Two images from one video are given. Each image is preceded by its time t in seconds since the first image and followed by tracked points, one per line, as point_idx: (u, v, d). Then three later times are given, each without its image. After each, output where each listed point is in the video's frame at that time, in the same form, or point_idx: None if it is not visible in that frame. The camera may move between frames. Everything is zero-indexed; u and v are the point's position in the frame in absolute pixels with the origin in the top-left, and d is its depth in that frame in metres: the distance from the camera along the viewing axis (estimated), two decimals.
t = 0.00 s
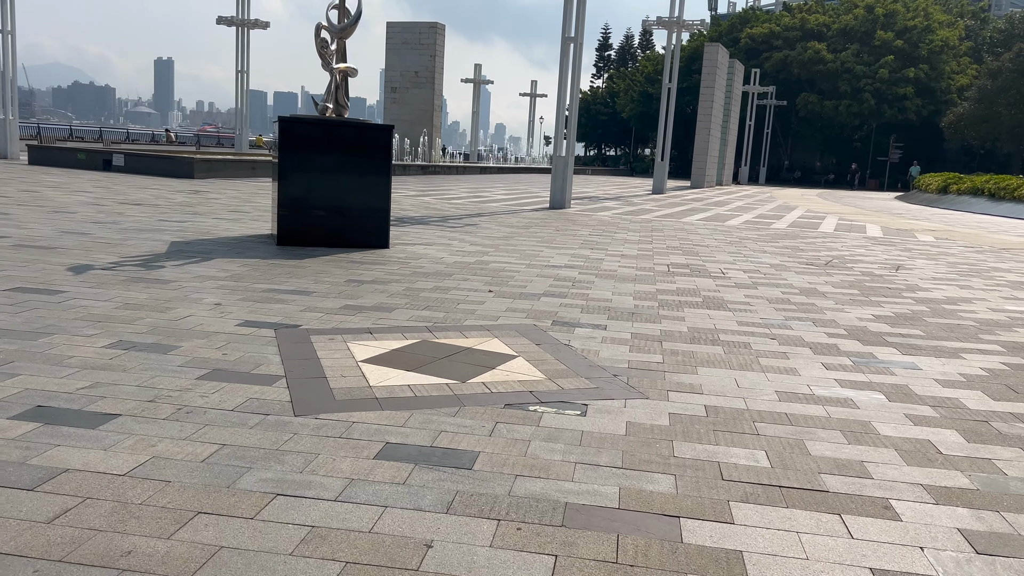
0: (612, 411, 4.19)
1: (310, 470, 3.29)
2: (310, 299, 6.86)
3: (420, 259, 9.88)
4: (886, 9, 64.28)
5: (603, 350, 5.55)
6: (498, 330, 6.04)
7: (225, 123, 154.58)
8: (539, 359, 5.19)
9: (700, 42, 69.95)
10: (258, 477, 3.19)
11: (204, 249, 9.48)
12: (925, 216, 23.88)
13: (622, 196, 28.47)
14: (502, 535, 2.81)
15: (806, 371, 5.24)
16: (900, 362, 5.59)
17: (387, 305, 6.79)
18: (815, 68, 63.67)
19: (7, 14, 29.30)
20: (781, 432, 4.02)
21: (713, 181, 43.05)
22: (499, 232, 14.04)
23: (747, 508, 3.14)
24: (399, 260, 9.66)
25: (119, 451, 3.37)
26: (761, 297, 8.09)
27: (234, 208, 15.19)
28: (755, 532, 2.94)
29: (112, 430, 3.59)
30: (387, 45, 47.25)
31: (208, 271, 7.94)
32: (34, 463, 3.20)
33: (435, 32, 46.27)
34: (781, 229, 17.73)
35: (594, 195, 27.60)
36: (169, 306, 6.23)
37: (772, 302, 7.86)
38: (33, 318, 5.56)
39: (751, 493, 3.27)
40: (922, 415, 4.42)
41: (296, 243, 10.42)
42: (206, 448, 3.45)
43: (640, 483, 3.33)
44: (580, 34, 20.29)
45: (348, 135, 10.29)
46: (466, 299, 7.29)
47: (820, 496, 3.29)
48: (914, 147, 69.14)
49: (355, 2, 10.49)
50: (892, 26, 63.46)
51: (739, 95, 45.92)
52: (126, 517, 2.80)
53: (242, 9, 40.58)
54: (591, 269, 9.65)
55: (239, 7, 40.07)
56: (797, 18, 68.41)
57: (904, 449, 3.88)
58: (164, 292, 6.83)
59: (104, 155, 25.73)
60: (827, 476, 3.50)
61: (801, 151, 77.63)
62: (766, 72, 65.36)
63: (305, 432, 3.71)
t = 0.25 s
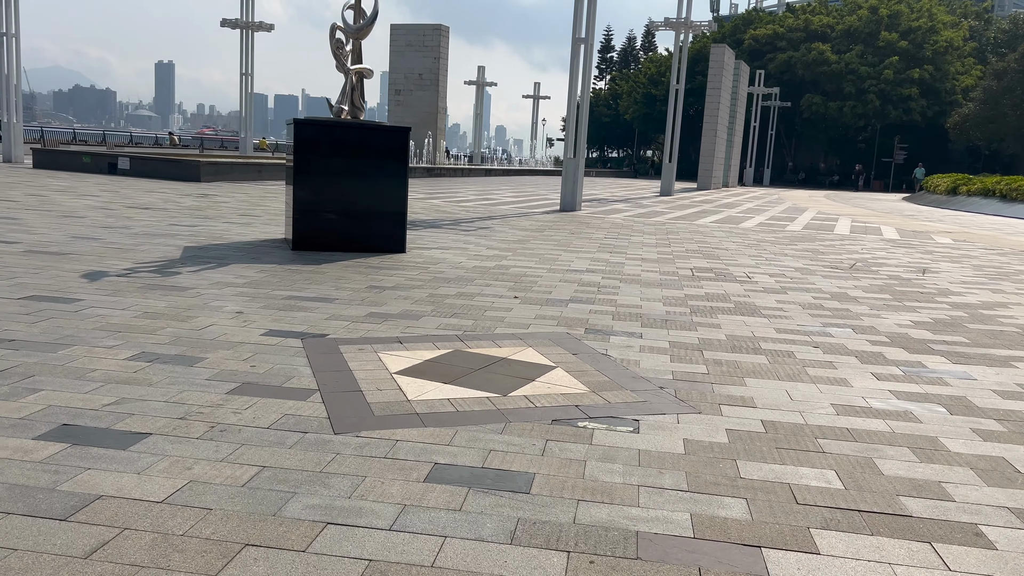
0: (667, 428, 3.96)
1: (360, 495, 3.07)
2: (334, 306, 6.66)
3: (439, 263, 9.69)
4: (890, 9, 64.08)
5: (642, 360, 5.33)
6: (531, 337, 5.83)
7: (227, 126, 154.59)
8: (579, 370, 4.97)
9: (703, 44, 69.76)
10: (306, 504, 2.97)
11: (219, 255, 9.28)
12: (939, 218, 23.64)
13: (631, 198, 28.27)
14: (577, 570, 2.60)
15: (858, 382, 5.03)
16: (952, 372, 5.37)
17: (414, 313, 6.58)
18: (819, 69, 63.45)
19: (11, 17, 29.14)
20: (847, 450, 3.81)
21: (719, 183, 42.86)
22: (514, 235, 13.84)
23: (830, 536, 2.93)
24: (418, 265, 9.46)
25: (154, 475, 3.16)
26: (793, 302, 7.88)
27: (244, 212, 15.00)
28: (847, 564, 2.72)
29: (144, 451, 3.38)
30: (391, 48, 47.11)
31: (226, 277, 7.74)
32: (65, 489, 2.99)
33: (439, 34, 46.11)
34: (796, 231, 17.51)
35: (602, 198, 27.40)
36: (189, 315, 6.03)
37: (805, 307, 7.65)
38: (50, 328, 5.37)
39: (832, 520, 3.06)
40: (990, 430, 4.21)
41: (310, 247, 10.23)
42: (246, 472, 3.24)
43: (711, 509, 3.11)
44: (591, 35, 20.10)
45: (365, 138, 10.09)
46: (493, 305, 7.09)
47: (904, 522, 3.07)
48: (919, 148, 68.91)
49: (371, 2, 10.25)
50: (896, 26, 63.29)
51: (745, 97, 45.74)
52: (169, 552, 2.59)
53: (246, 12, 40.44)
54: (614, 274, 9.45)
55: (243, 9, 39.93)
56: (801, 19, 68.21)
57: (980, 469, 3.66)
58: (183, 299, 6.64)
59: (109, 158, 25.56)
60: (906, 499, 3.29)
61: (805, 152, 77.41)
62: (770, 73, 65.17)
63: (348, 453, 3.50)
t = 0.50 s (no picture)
0: (729, 458, 3.75)
1: (418, 539, 2.87)
2: (362, 323, 6.47)
3: (462, 275, 9.50)
4: (898, 13, 63.84)
5: (688, 381, 5.13)
6: (568, 355, 5.63)
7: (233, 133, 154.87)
8: (625, 392, 4.76)
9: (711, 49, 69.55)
10: (361, 549, 2.78)
11: (238, 268, 9.11)
12: (956, 224, 23.38)
13: (643, 204, 28.06)
14: None
15: (916, 404, 4.81)
16: (1011, 392, 5.14)
17: (444, 329, 6.39)
18: (827, 73, 63.19)
19: (20, 26, 29.11)
20: (923, 482, 3.59)
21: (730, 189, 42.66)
22: (532, 244, 13.66)
23: None
24: (441, 277, 9.28)
25: (198, 516, 2.96)
26: (829, 315, 7.67)
27: (258, 221, 14.84)
28: None
29: (183, 489, 3.19)
30: (399, 54, 47.03)
31: (248, 292, 7.56)
32: (105, 534, 2.80)
33: (447, 40, 46.03)
34: (815, 239, 17.27)
35: (614, 204, 27.18)
36: (215, 333, 5.85)
37: (843, 321, 7.44)
38: (74, 349, 5.19)
39: (924, 565, 2.84)
40: None
41: (331, 258, 10.07)
42: (293, 512, 3.04)
43: (793, 552, 2.90)
44: (605, 41, 19.93)
45: (386, 147, 9.97)
46: (524, 319, 6.90)
47: (1002, 567, 2.86)
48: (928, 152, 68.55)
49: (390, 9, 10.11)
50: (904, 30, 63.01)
51: (754, 102, 45.56)
52: None
53: (255, 19, 40.41)
54: (641, 285, 9.25)
55: (251, 17, 39.90)
56: (809, 23, 67.99)
57: None
58: (206, 316, 6.46)
59: (119, 167, 25.45)
60: (998, 539, 3.07)
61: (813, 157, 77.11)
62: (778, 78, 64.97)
63: (398, 488, 3.29)
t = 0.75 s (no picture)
0: (794, 484, 3.55)
1: None
2: (388, 337, 6.28)
3: (483, 285, 9.32)
4: (906, 19, 63.63)
5: (734, 397, 4.91)
6: (605, 370, 5.43)
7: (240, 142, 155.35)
8: (671, 411, 4.56)
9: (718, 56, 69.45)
10: None
11: (256, 280, 8.94)
12: (973, 230, 23.10)
13: (654, 211, 27.84)
14: None
15: (977, 422, 4.59)
16: None
17: (474, 343, 6.20)
18: (835, 80, 62.97)
19: (30, 36, 29.12)
20: (1007, 511, 3.36)
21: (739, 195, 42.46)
22: (550, 253, 13.48)
23: None
24: (463, 288, 9.09)
25: (241, 552, 2.77)
26: (865, 326, 7.46)
27: (272, 231, 14.70)
28: None
29: (222, 522, 2.98)
30: (407, 63, 47.02)
31: (269, 305, 7.39)
32: (144, 572, 2.61)
33: (454, 48, 45.99)
34: (834, 246, 17.04)
35: (626, 212, 26.97)
36: (239, 349, 5.66)
37: (881, 331, 7.22)
38: (97, 367, 5.01)
39: None
40: None
41: (349, 269, 9.87)
42: (342, 547, 2.84)
43: None
44: (619, 48, 19.78)
45: (405, 155, 9.76)
46: (554, 332, 6.70)
47: None
48: (937, 158, 68.24)
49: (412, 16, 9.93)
50: (912, 36, 62.81)
51: (763, 108, 45.39)
52: None
53: (263, 28, 40.43)
54: (667, 295, 9.05)
55: (260, 25, 39.91)
56: (816, 30, 67.79)
57: None
58: (229, 330, 6.29)
59: (129, 177, 25.39)
60: None
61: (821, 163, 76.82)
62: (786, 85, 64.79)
63: (449, 519, 3.09)
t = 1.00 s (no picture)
0: (869, 516, 3.31)
1: None
2: (415, 353, 6.07)
3: (505, 298, 9.10)
4: (912, 25, 63.46)
5: (786, 418, 4.68)
6: (645, 388, 5.21)
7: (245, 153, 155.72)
8: (723, 433, 4.33)
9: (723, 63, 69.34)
10: None
11: (273, 294, 8.74)
12: (990, 237, 22.83)
13: (665, 220, 27.63)
14: None
15: None
16: None
17: (505, 359, 5.97)
18: (842, 86, 62.76)
19: (38, 49, 29.08)
20: None
21: (748, 203, 42.26)
22: (567, 264, 13.26)
23: None
24: (485, 300, 8.87)
25: None
26: (905, 339, 7.23)
27: (284, 243, 14.51)
28: None
29: (267, 565, 2.76)
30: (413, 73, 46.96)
31: (290, 321, 7.17)
32: None
33: (460, 57, 45.93)
34: (852, 254, 16.80)
35: (637, 221, 26.75)
36: (264, 368, 5.46)
37: (922, 345, 6.98)
38: (119, 389, 4.80)
39: None
40: None
41: (366, 282, 9.64)
42: None
43: None
44: (631, 55, 19.61)
45: (424, 166, 9.58)
46: (585, 347, 6.48)
47: None
48: (944, 165, 67.96)
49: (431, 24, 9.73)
50: (919, 42, 62.62)
51: (771, 116, 45.22)
52: None
53: (269, 39, 40.39)
54: (694, 307, 8.83)
55: (266, 36, 39.86)
56: (822, 37, 67.65)
57: None
58: (252, 347, 6.08)
59: (137, 189, 25.25)
60: None
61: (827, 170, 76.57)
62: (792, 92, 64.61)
63: (508, 559, 2.87)
